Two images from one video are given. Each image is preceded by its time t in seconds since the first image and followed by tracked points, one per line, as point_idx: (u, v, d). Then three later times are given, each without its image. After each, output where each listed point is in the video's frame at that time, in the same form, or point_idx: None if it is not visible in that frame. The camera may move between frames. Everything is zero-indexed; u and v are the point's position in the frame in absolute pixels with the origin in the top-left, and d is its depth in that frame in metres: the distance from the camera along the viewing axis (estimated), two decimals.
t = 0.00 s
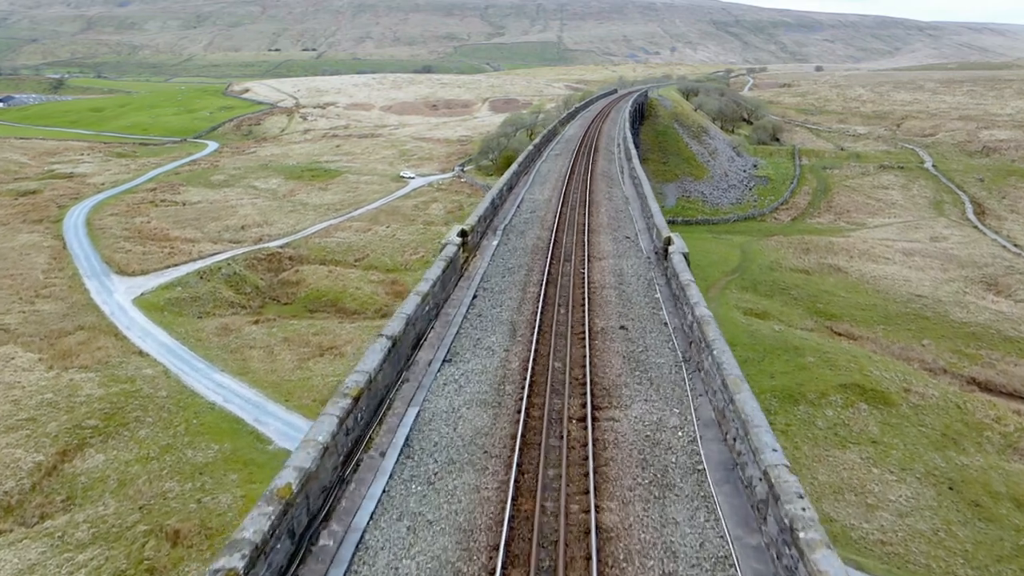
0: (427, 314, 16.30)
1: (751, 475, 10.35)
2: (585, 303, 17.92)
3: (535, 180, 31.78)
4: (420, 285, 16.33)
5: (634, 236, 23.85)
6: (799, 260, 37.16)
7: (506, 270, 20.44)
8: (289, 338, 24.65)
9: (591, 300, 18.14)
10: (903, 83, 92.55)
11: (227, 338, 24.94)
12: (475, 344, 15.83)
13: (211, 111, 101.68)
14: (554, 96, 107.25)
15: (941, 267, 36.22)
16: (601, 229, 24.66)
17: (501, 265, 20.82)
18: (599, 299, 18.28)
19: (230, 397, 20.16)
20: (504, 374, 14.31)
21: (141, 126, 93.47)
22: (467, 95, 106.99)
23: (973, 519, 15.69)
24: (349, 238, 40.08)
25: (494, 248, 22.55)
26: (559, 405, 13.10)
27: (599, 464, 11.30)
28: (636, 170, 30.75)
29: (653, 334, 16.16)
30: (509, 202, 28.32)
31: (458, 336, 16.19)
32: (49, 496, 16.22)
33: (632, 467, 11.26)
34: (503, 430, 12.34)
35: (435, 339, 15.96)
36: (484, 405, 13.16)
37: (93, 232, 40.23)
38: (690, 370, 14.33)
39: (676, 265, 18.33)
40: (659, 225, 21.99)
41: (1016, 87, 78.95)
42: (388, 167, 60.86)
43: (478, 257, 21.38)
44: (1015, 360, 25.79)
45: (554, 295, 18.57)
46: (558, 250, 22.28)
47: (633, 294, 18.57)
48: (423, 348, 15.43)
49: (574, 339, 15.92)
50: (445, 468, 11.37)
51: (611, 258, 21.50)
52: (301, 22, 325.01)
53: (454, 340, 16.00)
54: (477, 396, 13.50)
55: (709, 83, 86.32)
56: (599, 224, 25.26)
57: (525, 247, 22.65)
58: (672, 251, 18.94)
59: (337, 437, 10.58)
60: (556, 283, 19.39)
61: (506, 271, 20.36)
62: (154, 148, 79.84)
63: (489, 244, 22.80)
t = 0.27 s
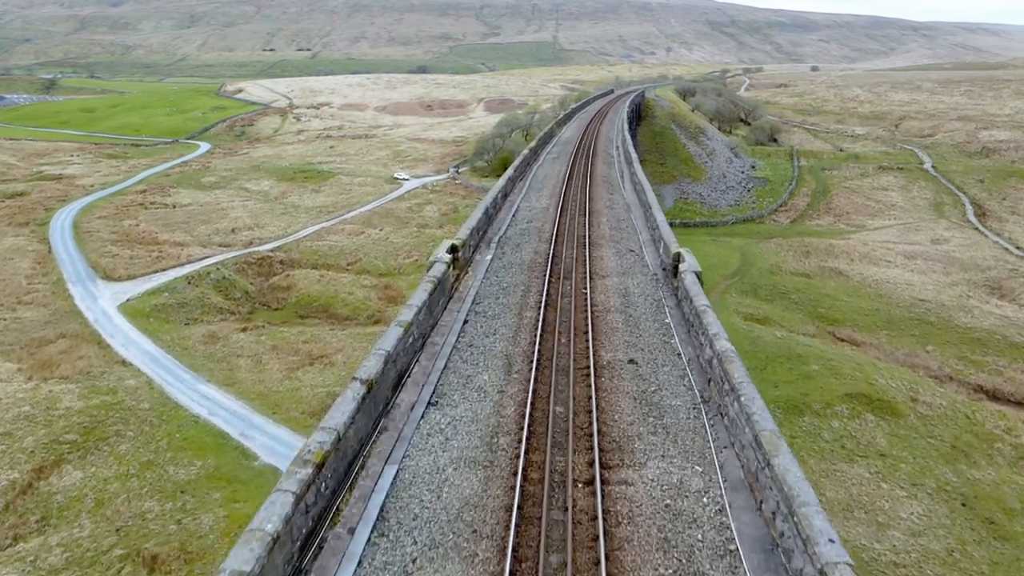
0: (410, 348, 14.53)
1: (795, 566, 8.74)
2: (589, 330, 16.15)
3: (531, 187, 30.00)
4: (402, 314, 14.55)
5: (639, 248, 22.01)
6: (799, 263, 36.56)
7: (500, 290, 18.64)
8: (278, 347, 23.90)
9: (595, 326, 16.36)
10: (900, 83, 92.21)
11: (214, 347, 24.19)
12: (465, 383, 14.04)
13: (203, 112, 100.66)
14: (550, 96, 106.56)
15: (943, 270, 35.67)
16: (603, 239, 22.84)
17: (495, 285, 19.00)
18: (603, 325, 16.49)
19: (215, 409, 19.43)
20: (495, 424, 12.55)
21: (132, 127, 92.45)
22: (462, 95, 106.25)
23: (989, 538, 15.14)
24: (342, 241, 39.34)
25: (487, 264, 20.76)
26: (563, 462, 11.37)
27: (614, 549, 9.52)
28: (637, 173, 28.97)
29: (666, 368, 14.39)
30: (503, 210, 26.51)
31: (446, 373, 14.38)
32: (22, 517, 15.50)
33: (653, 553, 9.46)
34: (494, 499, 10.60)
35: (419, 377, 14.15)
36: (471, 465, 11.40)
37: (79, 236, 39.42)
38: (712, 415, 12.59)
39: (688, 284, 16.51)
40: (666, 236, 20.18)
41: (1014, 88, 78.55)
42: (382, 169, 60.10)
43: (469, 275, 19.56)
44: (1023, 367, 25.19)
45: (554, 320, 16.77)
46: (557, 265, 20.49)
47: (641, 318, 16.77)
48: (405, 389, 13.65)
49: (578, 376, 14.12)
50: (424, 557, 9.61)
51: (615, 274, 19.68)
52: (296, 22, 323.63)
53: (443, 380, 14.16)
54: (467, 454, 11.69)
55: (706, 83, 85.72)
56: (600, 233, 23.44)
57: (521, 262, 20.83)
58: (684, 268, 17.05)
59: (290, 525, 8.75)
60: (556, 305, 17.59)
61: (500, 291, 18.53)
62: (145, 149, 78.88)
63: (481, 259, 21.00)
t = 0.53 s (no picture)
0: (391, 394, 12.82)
1: None
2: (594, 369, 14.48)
3: (528, 195, 28.30)
4: (382, 356, 12.83)
5: (645, 267, 20.35)
6: (801, 267, 35.93)
7: (495, 319, 16.94)
8: (267, 355, 23.16)
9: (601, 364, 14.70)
10: (899, 83, 91.75)
11: (201, 355, 23.43)
12: (454, 436, 12.37)
13: (197, 112, 99.83)
14: (547, 96, 105.98)
15: (947, 274, 35.05)
16: (606, 257, 21.17)
17: (489, 313, 17.30)
18: (610, 362, 14.85)
19: (201, 422, 18.73)
20: (490, 491, 10.94)
21: (126, 127, 91.68)
22: (458, 95, 105.58)
23: (1008, 561, 14.54)
24: (335, 244, 38.60)
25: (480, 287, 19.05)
26: (570, 542, 9.74)
27: None
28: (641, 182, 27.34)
29: (682, 419, 12.78)
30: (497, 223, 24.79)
31: (432, 424, 12.72)
32: None
33: None
34: None
35: (402, 429, 12.45)
36: (463, 548, 9.82)
37: (67, 239, 38.70)
38: (738, 482, 11.05)
39: (703, 317, 14.89)
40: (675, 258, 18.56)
41: (1014, 88, 78.11)
42: (377, 170, 59.38)
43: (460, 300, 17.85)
44: None
45: (554, 356, 15.11)
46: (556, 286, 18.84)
47: (651, 354, 15.14)
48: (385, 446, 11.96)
49: (583, 427, 12.48)
50: None
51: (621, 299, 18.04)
52: (292, 22, 322.49)
53: (428, 432, 12.52)
54: (457, 533, 10.09)
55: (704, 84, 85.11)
56: (603, 250, 21.76)
57: (518, 285, 19.13)
58: (699, 297, 15.51)
59: None
60: (557, 338, 15.91)
61: (495, 321, 16.85)
62: (138, 150, 78.13)
63: (473, 281, 19.30)
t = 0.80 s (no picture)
0: (368, 453, 10.90)
1: None
2: (606, 416, 12.55)
3: (528, 202, 26.40)
4: (356, 409, 10.86)
5: (658, 288, 18.46)
6: (807, 271, 35.25)
7: (492, 353, 15.01)
8: (259, 364, 22.42)
9: (614, 411, 12.76)
10: (902, 83, 91.14)
11: (192, 364, 22.69)
12: (441, 507, 10.44)
13: (195, 112, 99.13)
14: (547, 96, 105.36)
15: (955, 278, 34.39)
16: (615, 276, 19.27)
17: (485, 344, 15.36)
18: (625, 407, 12.93)
19: (189, 436, 18.04)
20: None
21: (123, 128, 91.09)
22: (457, 95, 104.93)
23: None
24: (332, 247, 37.91)
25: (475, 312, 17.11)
26: None
27: None
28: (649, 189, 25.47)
29: (711, 484, 10.88)
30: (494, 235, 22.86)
31: (417, 489, 10.80)
32: None
33: None
34: None
35: (381, 497, 10.53)
36: None
37: (59, 242, 38.07)
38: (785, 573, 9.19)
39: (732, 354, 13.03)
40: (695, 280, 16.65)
41: (1019, 88, 77.45)
42: (375, 171, 58.76)
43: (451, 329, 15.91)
44: None
45: (559, 399, 13.17)
46: (560, 311, 16.95)
47: (670, 397, 13.23)
48: (360, 522, 10.00)
49: (596, 496, 10.54)
50: None
51: (633, 329, 16.13)
52: (291, 21, 321.83)
53: (411, 500, 10.60)
54: None
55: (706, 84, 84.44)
56: (611, 268, 19.85)
57: (517, 309, 17.20)
58: (726, 331, 13.62)
59: None
60: (562, 376, 13.98)
61: (492, 354, 14.93)
62: (134, 151, 77.54)
63: (468, 305, 17.39)
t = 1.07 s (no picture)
0: (327, 537, 9.37)
1: None
2: (614, 479, 11.16)
3: (521, 216, 25.08)
4: (313, 485, 9.39)
5: (665, 317, 17.12)
6: (805, 274, 34.66)
7: (484, 397, 13.66)
8: (244, 374, 21.63)
9: (624, 471, 11.39)
10: (897, 83, 90.79)
11: (175, 374, 21.87)
12: None
13: (185, 113, 98.03)
14: (541, 96, 104.70)
15: (956, 281, 33.88)
16: (618, 302, 17.94)
17: (477, 386, 14.03)
18: (639, 469, 11.52)
19: (167, 453, 17.25)
20: None
21: (112, 128, 90.03)
22: (451, 96, 104.15)
23: None
24: (322, 251, 37.12)
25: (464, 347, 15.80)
26: None
27: None
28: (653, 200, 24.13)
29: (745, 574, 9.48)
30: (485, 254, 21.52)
31: None
32: None
33: None
34: None
35: None
36: None
37: (42, 246, 37.20)
38: None
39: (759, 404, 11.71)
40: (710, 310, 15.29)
41: (1014, 88, 77.19)
42: (367, 172, 57.98)
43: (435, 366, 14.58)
44: None
45: (560, 455, 11.83)
46: (559, 347, 15.57)
47: (688, 454, 11.89)
48: None
49: None
50: None
51: (641, 367, 14.78)
52: (284, 21, 320.19)
53: None
54: None
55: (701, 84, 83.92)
56: (613, 293, 18.53)
57: (511, 343, 15.85)
58: (752, 377, 12.27)
59: None
60: (562, 424, 12.67)
61: (485, 401, 13.51)
62: (123, 152, 76.51)
63: (455, 339, 15.96)
